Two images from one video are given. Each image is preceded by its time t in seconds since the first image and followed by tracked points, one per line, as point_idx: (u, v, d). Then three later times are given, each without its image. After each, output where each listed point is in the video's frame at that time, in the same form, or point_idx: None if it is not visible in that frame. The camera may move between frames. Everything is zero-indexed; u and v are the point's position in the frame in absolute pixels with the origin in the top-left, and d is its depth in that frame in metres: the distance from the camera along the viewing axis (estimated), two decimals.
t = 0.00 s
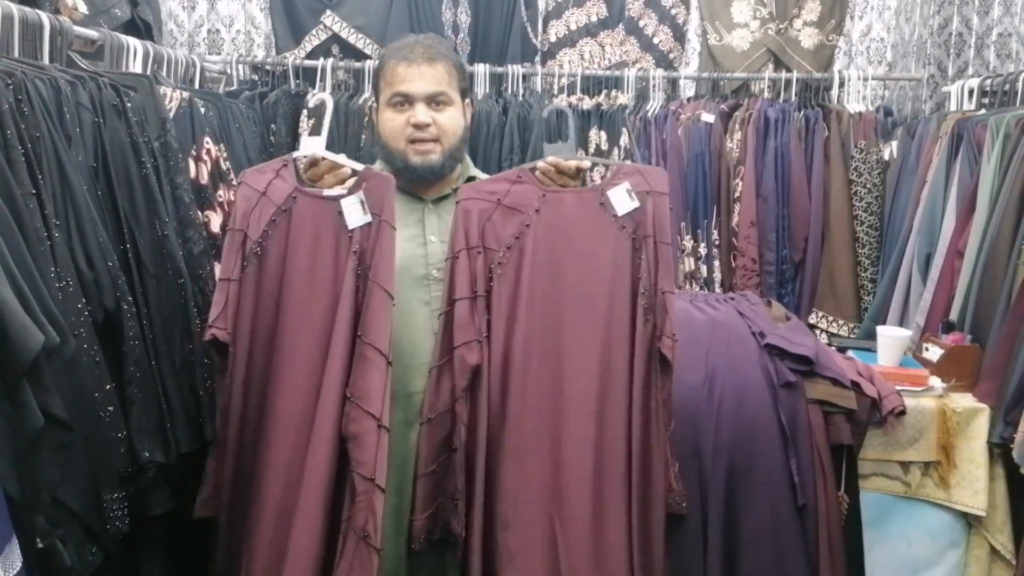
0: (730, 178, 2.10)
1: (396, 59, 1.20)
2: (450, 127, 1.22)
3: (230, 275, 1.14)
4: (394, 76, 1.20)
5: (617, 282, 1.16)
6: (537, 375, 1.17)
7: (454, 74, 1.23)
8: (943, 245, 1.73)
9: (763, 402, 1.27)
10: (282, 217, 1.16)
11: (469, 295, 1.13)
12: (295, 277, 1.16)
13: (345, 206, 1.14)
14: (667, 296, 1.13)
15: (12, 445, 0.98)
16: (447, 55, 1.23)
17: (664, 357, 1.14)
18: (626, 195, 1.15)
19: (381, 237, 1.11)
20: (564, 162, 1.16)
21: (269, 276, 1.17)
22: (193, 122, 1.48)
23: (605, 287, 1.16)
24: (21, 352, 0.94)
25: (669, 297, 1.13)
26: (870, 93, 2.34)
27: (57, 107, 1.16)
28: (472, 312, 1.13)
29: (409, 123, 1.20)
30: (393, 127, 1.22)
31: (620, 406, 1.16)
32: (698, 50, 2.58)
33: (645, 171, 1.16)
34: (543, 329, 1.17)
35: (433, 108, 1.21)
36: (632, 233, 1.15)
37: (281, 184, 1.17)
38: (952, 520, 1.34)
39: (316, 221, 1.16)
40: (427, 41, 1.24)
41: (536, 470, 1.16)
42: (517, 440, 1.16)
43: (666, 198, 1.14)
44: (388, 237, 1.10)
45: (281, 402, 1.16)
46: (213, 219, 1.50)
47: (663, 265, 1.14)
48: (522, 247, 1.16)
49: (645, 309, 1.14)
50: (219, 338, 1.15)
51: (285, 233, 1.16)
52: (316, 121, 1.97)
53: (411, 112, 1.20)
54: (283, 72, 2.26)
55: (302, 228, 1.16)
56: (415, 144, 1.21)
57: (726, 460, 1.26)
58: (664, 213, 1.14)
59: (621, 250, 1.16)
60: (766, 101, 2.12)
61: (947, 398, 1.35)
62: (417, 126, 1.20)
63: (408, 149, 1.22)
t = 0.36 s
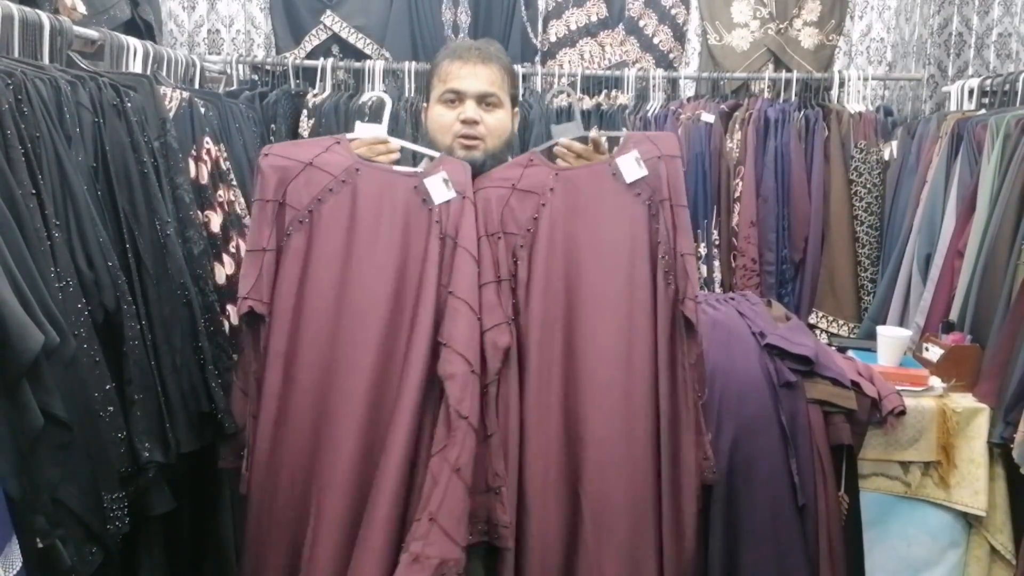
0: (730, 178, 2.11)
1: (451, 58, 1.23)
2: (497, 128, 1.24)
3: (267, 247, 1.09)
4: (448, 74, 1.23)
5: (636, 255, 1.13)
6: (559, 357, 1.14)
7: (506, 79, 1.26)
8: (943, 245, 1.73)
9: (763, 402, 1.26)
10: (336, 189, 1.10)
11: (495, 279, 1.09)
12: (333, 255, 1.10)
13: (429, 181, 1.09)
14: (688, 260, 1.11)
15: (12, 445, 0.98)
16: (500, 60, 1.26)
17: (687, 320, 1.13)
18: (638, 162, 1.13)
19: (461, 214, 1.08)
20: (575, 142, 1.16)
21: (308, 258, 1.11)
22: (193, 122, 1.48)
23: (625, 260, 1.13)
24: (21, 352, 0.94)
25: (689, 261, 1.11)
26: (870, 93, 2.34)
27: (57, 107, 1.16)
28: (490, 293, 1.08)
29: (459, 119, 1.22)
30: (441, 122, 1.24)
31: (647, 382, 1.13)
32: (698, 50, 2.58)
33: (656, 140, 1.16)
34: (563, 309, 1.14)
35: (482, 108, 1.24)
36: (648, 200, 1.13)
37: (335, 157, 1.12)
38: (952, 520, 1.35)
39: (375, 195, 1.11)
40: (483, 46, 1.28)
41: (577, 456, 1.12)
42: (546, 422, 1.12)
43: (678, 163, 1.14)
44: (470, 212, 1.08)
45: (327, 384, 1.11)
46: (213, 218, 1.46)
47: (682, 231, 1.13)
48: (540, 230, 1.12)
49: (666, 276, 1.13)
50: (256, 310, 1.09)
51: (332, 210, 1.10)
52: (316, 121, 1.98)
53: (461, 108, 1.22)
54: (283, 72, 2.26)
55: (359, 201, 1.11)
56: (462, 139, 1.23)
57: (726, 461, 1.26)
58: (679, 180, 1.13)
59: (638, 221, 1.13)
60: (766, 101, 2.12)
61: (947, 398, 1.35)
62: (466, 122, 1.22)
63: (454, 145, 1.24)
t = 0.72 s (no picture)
0: (730, 178, 2.11)
1: (482, 60, 1.23)
2: (519, 137, 1.27)
3: (285, 256, 1.08)
4: (479, 76, 1.23)
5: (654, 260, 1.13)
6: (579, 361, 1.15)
7: (533, 86, 1.27)
8: (943, 245, 1.73)
9: (764, 402, 1.26)
10: (357, 198, 1.10)
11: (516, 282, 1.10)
12: (357, 262, 1.10)
13: (446, 189, 1.09)
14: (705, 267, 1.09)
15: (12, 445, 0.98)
16: (529, 66, 1.25)
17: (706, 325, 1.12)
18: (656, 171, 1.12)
19: (483, 223, 1.09)
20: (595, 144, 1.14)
21: (328, 267, 1.10)
22: (193, 122, 1.48)
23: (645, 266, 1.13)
24: (21, 352, 0.94)
25: (707, 268, 1.10)
26: (870, 93, 2.34)
27: (57, 107, 1.16)
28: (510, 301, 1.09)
29: (484, 125, 1.23)
30: (464, 125, 1.25)
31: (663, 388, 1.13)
32: (698, 50, 2.58)
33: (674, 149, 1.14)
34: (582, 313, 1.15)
35: (508, 115, 1.25)
36: (665, 208, 1.13)
37: (353, 166, 1.11)
38: (952, 520, 1.35)
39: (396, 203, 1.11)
40: (512, 48, 1.28)
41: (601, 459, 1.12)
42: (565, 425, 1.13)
43: (697, 172, 1.12)
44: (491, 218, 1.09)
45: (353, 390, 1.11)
46: (213, 218, 1.46)
47: (699, 238, 1.10)
48: (560, 231, 1.13)
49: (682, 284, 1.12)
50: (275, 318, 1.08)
51: (355, 219, 1.10)
52: (316, 121, 1.98)
53: (488, 113, 1.23)
54: (283, 72, 2.26)
55: (384, 208, 1.11)
56: (482, 146, 1.25)
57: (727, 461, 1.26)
58: (698, 187, 1.11)
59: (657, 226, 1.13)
60: (766, 102, 2.12)
61: (947, 398, 1.35)
62: (490, 128, 1.23)
63: (475, 149, 1.25)
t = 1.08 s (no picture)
0: (730, 178, 2.11)
1: (492, 64, 1.27)
2: (528, 138, 1.24)
3: (331, 292, 0.94)
4: (491, 78, 1.25)
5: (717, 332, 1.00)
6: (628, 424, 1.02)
7: (539, 94, 1.30)
8: (943, 244, 1.73)
9: (764, 401, 1.27)
10: (415, 241, 0.97)
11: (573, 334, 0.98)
12: (409, 313, 0.98)
13: (526, 243, 0.97)
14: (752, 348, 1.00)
15: (12, 445, 0.98)
16: (533, 72, 1.28)
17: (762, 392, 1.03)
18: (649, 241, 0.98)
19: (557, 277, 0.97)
20: (583, 203, 1.03)
21: (380, 308, 0.97)
22: (193, 122, 1.47)
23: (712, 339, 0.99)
24: (21, 352, 0.94)
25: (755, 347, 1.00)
26: (870, 93, 2.34)
27: (57, 107, 1.17)
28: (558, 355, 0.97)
29: (497, 121, 1.20)
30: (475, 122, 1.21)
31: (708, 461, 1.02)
32: (698, 50, 2.58)
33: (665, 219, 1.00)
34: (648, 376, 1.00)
35: (518, 116, 1.24)
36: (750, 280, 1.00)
37: (412, 201, 0.98)
38: (952, 520, 1.35)
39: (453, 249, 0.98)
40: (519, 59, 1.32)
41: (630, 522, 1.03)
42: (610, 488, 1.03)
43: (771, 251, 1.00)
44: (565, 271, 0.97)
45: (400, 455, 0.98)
46: (213, 218, 1.45)
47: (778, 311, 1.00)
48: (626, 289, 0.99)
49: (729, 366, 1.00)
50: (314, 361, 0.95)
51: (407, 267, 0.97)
52: (315, 121, 1.97)
53: (500, 111, 1.22)
54: (283, 72, 2.26)
55: (442, 253, 0.98)
56: (496, 142, 1.19)
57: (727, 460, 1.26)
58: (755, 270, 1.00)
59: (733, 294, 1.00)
60: (767, 102, 2.12)
61: (947, 398, 1.35)
62: (503, 124, 1.20)
63: (488, 146, 1.19)
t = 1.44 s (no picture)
0: (730, 178, 2.11)
1: (478, 68, 1.32)
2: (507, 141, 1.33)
3: (432, 306, 0.95)
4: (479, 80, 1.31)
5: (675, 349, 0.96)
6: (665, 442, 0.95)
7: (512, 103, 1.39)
8: (943, 244, 1.74)
9: (762, 402, 1.26)
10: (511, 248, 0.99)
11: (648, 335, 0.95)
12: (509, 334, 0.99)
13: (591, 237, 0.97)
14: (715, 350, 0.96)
15: (12, 444, 0.98)
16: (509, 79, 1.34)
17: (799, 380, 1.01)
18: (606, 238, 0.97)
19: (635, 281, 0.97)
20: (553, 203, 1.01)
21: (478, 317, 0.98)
22: (193, 122, 1.47)
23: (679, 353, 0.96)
24: (21, 352, 0.94)
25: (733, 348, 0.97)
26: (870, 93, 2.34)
27: (57, 108, 1.16)
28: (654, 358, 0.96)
29: (488, 122, 1.28)
30: (466, 120, 1.28)
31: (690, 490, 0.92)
32: (698, 50, 2.58)
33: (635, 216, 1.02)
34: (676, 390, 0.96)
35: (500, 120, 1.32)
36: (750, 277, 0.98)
37: (506, 215, 1.01)
38: (952, 520, 1.35)
39: (553, 257, 0.99)
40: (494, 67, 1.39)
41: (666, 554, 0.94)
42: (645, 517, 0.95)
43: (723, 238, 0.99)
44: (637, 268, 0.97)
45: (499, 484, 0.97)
46: (213, 218, 1.45)
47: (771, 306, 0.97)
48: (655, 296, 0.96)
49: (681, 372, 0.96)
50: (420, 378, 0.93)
51: (503, 273, 0.99)
52: (315, 121, 1.97)
53: (490, 114, 1.29)
54: (283, 72, 2.26)
55: (532, 261, 0.99)
56: (487, 143, 1.28)
57: (727, 460, 1.26)
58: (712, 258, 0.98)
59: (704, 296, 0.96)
60: (766, 102, 2.12)
61: (947, 398, 1.35)
62: (494, 126, 1.28)
63: (479, 145, 1.27)
